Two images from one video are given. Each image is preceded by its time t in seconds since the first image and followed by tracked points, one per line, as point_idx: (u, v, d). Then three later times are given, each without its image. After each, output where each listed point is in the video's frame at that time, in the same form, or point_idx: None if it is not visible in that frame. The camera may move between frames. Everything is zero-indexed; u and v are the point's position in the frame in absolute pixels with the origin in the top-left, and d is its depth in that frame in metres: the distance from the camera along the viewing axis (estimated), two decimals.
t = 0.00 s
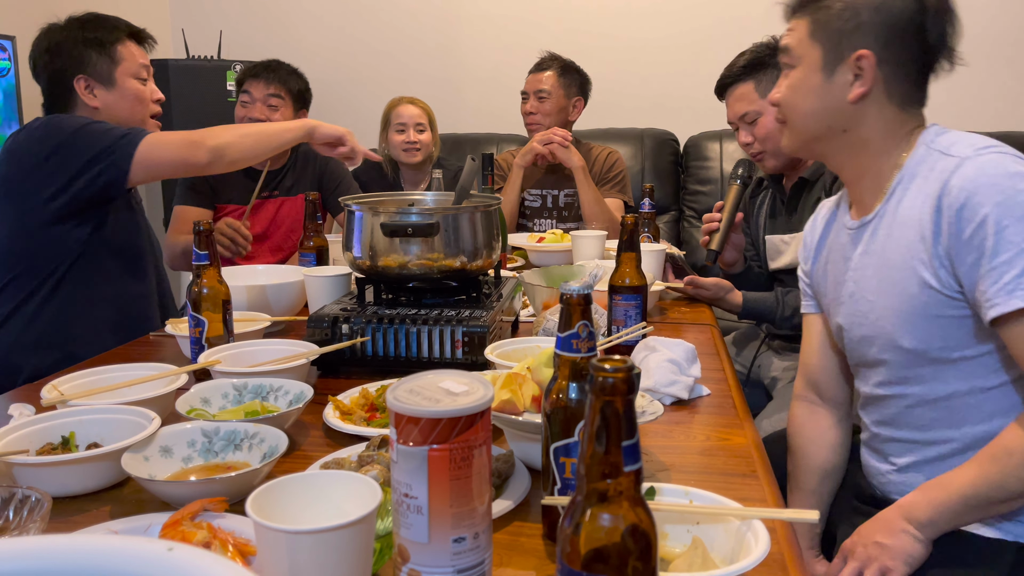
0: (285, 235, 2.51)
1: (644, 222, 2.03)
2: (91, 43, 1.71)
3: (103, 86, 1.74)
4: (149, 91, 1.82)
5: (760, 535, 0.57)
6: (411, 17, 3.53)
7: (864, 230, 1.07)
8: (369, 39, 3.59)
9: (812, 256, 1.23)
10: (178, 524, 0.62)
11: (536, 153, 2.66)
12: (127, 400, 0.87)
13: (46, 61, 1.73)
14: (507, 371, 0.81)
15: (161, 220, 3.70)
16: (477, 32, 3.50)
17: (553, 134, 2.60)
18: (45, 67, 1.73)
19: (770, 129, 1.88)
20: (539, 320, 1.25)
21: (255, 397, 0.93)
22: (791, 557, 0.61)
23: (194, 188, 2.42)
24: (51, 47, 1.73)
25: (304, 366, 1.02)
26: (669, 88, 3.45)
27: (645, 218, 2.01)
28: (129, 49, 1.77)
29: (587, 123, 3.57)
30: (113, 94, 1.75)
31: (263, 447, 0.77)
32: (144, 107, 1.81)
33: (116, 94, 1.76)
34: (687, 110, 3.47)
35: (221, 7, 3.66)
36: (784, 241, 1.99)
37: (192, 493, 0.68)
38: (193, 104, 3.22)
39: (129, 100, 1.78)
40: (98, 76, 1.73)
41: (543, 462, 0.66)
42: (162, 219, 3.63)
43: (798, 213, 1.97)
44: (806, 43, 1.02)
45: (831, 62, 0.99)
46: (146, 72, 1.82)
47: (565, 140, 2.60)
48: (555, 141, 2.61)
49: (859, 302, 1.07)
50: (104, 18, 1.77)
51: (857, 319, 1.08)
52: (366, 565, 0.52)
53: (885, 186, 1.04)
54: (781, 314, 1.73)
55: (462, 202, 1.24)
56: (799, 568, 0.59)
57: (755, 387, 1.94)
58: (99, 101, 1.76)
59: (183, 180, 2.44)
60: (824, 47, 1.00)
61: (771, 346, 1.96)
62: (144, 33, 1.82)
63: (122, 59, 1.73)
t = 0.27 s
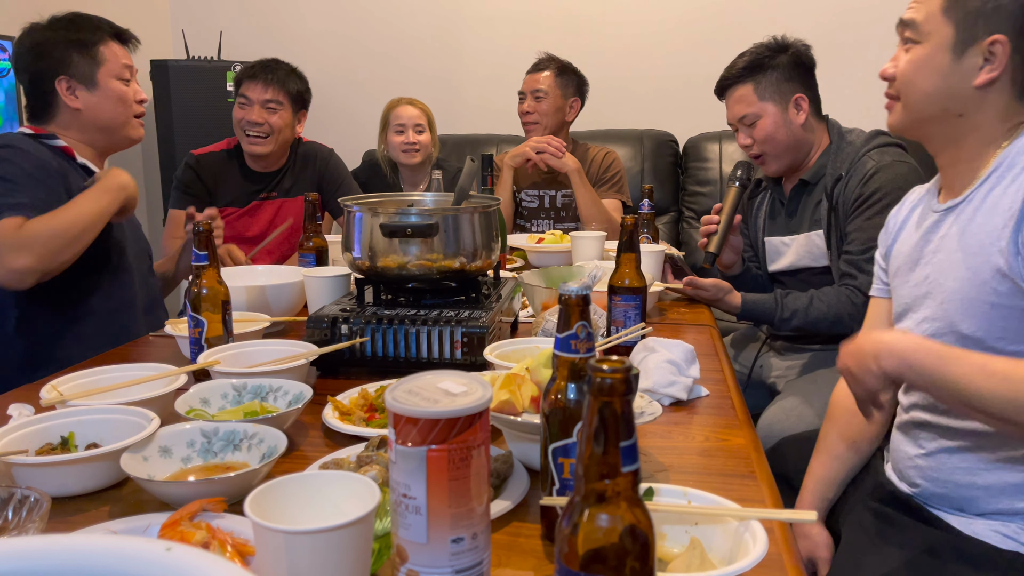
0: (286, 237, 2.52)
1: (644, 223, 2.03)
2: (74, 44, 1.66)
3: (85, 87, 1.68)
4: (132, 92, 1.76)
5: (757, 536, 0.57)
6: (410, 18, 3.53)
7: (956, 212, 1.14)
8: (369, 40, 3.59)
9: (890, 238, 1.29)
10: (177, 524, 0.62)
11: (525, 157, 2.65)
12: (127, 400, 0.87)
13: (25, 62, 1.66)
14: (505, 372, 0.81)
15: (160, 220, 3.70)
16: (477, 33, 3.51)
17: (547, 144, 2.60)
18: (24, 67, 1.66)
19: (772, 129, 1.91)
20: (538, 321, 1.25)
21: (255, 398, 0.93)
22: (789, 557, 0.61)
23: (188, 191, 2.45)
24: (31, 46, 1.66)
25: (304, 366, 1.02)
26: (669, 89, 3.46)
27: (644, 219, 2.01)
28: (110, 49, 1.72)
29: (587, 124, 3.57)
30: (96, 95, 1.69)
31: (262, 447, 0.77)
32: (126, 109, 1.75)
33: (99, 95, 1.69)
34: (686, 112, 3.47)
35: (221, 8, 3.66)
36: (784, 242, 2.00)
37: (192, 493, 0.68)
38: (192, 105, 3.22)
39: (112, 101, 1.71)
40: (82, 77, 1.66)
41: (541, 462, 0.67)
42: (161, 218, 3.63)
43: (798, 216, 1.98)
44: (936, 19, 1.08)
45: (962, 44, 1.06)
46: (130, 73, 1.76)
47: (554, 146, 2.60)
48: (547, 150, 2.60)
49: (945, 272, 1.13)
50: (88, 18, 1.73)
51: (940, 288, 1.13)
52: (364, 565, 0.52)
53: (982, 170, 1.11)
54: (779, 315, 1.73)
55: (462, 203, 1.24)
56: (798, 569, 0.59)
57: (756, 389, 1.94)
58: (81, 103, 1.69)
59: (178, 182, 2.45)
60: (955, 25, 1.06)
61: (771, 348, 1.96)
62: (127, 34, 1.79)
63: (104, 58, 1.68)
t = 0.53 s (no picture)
0: (285, 241, 2.51)
1: (643, 223, 2.03)
2: (36, 36, 1.66)
3: (52, 80, 1.67)
4: (102, 84, 1.75)
5: (756, 535, 0.57)
6: (410, 19, 3.53)
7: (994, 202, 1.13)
8: (369, 40, 3.59)
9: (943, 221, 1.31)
10: (176, 524, 0.62)
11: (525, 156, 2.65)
12: (126, 400, 0.87)
13: None
14: (504, 372, 0.81)
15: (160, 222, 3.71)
16: (476, 34, 3.51)
17: (546, 142, 2.59)
18: None
19: (773, 129, 1.93)
20: (538, 321, 1.25)
21: (254, 398, 0.93)
22: (787, 557, 0.61)
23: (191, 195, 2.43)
24: None
25: (303, 366, 1.02)
26: (669, 90, 3.46)
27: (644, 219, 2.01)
28: (75, 41, 1.71)
29: (586, 125, 3.57)
30: (64, 87, 1.68)
31: (261, 447, 0.77)
32: (96, 99, 1.73)
33: (67, 87, 1.68)
34: (686, 112, 3.47)
35: (220, 8, 3.66)
36: (785, 242, 2.00)
37: (190, 492, 0.68)
38: (191, 105, 3.22)
39: (80, 92, 1.70)
40: (47, 71, 1.66)
41: (540, 462, 0.67)
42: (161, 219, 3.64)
43: (800, 217, 1.99)
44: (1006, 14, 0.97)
45: None
46: (97, 64, 1.76)
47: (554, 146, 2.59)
48: (547, 149, 2.59)
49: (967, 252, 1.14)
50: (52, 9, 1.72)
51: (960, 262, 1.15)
52: (362, 565, 0.52)
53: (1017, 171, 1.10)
54: (777, 317, 1.73)
55: (461, 203, 1.24)
56: (796, 568, 0.59)
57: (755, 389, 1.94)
58: (50, 98, 1.68)
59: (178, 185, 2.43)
60: None
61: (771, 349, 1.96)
62: (91, 23, 1.77)
63: (67, 49, 1.68)
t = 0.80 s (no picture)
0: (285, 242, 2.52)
1: (643, 223, 2.03)
2: (20, 31, 1.66)
3: (33, 76, 1.66)
4: (84, 83, 1.75)
5: (756, 535, 0.57)
6: (409, 19, 3.53)
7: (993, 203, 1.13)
8: (369, 41, 3.59)
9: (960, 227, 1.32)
10: (176, 524, 0.62)
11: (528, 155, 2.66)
12: (126, 400, 0.87)
13: None
14: (504, 372, 0.81)
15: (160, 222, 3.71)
16: (476, 33, 3.51)
17: (548, 140, 2.60)
18: None
19: (777, 129, 1.93)
20: (538, 322, 1.25)
21: (254, 398, 0.93)
22: (787, 557, 0.61)
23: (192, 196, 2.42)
24: None
25: (303, 366, 1.02)
26: (669, 89, 3.46)
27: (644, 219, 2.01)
28: (59, 37, 1.70)
29: (586, 124, 3.57)
30: (44, 84, 1.67)
31: (261, 447, 0.77)
32: (77, 99, 1.72)
33: (48, 84, 1.67)
34: (686, 112, 3.47)
35: (220, 8, 3.66)
36: (788, 242, 1.99)
37: (190, 493, 0.68)
38: (191, 105, 3.22)
39: (61, 90, 1.69)
40: (28, 66, 1.65)
41: (540, 462, 0.67)
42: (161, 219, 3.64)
43: (803, 218, 1.98)
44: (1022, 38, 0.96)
45: None
46: (81, 63, 1.75)
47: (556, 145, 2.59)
48: (549, 147, 2.60)
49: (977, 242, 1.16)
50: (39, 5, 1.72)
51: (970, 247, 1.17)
52: (361, 565, 0.52)
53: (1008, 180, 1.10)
54: (776, 318, 1.74)
55: (461, 203, 1.24)
56: (797, 569, 0.59)
57: (755, 389, 1.94)
58: (29, 94, 1.66)
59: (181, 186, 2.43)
60: None
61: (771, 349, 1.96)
62: (79, 20, 1.77)
63: (53, 46, 1.68)
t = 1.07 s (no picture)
0: (287, 243, 2.49)
1: (644, 222, 2.03)
2: (29, 38, 1.63)
3: (40, 85, 1.65)
4: (93, 92, 1.72)
5: (757, 535, 0.57)
6: (410, 19, 3.53)
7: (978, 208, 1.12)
8: (369, 40, 3.59)
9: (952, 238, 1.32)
10: (176, 525, 0.62)
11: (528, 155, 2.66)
12: (126, 400, 0.87)
13: None
14: (505, 372, 0.81)
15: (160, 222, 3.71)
16: (476, 33, 3.50)
17: (547, 139, 2.60)
18: None
19: (781, 125, 1.93)
20: (539, 321, 1.25)
21: (254, 398, 0.93)
22: (789, 558, 0.61)
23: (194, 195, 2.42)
24: None
25: (303, 366, 1.02)
26: (669, 89, 3.45)
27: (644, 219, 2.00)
28: (68, 43, 1.68)
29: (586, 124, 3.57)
30: (52, 93, 1.65)
31: (261, 447, 0.77)
32: (84, 108, 1.70)
33: (55, 93, 1.66)
34: (686, 112, 3.47)
35: (219, 8, 3.66)
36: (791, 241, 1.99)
37: (190, 493, 0.68)
38: (191, 105, 3.22)
39: (69, 99, 1.67)
40: (34, 73, 1.64)
41: (541, 462, 0.66)
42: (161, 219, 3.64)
43: (806, 216, 1.99)
44: None
45: None
46: (92, 71, 1.73)
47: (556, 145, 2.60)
48: (548, 146, 2.61)
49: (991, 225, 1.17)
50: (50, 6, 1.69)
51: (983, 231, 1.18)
52: (362, 565, 0.52)
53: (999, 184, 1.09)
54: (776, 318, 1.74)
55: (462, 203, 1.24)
56: (798, 569, 0.59)
57: (756, 389, 1.94)
58: (34, 103, 1.65)
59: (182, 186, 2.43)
60: None
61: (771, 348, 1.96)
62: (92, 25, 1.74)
63: (61, 54, 1.65)
